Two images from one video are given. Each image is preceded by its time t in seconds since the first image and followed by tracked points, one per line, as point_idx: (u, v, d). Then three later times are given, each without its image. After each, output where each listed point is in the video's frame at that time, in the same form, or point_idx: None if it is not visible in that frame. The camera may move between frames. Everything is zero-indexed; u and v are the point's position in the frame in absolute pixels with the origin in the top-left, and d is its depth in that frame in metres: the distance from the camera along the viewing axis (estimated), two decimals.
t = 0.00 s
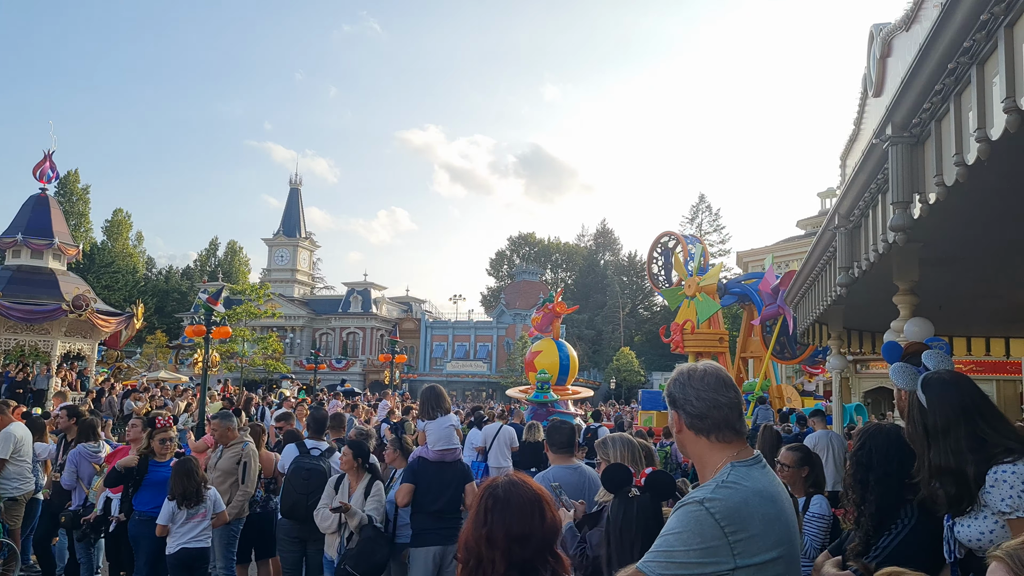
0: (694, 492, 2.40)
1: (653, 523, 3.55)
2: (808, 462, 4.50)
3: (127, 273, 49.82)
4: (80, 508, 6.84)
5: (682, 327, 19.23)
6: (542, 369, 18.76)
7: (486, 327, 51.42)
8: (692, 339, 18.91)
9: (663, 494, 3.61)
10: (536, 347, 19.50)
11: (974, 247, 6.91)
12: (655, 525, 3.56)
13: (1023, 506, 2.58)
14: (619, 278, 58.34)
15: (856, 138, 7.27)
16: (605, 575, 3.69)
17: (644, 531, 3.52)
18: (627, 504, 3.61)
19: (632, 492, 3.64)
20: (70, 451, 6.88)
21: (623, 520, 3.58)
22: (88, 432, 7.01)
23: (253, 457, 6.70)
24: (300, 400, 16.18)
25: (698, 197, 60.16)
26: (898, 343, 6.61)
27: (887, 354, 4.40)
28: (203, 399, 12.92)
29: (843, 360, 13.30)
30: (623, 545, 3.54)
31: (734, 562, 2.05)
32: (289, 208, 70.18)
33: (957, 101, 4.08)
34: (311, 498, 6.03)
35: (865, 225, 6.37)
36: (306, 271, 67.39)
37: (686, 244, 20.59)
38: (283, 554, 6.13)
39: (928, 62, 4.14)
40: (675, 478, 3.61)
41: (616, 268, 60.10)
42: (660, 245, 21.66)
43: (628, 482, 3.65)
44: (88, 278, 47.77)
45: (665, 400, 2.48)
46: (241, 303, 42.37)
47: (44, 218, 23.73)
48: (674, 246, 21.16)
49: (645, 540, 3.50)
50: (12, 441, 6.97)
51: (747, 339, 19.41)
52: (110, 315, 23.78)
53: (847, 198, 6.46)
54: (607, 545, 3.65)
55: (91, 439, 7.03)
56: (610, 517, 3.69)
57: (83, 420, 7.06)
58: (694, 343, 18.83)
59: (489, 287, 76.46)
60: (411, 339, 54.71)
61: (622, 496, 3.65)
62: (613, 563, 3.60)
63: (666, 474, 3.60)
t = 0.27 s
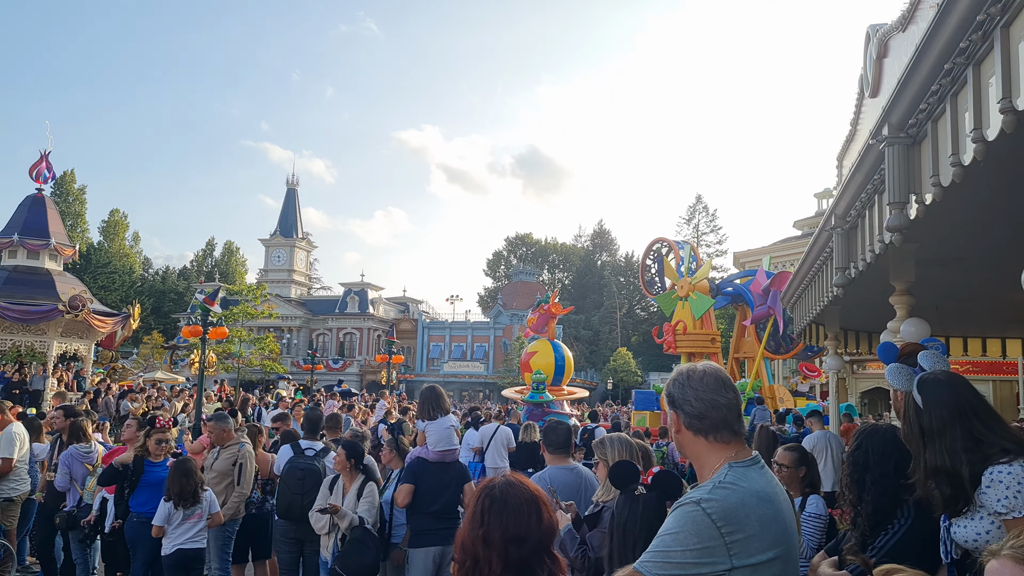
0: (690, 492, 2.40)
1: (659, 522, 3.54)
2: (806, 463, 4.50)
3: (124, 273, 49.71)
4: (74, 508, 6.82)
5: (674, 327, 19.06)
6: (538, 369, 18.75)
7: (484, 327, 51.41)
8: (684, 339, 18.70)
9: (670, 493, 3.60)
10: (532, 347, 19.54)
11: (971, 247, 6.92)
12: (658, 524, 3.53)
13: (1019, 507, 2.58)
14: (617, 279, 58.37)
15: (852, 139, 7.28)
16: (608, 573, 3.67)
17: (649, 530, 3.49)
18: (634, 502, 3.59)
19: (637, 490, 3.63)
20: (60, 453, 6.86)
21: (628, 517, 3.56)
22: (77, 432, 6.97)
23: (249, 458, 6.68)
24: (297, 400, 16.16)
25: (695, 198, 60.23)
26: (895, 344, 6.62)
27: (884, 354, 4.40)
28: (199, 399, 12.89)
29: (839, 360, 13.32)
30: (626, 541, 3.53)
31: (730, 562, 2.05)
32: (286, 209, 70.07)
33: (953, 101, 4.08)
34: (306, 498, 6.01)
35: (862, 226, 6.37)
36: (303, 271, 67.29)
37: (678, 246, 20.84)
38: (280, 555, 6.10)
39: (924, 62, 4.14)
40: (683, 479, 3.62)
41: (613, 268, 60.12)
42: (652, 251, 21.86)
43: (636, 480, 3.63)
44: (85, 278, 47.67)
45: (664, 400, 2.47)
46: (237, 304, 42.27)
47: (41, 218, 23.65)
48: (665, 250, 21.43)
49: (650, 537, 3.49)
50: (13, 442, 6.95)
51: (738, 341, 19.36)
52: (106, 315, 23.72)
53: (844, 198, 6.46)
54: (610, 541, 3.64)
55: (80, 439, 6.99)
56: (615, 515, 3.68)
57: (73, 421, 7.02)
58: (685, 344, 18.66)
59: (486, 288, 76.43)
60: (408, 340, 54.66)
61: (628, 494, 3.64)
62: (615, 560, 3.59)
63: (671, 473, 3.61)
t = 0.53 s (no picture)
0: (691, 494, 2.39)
1: (655, 523, 3.52)
2: (803, 465, 4.50)
3: (121, 274, 49.63)
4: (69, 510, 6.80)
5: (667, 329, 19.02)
6: (533, 370, 18.75)
7: (481, 328, 51.40)
8: (677, 340, 18.69)
9: (664, 494, 3.60)
10: (527, 348, 19.53)
11: (967, 249, 6.93)
12: (655, 524, 3.52)
13: (1016, 508, 2.58)
14: (614, 280, 58.41)
15: (849, 141, 7.29)
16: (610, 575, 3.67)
17: (645, 530, 3.49)
18: (628, 505, 3.60)
19: (631, 494, 3.63)
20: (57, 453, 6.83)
21: (624, 520, 3.57)
22: (71, 433, 6.96)
23: (248, 460, 6.68)
24: (294, 401, 16.13)
25: (692, 199, 60.29)
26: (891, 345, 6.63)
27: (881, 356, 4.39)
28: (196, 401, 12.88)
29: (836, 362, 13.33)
30: (625, 544, 3.53)
31: (731, 565, 2.04)
32: (284, 210, 70.02)
33: (950, 104, 4.09)
34: (298, 500, 6.00)
35: (858, 228, 6.39)
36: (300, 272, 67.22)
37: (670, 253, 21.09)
38: (276, 556, 6.08)
39: (921, 64, 4.15)
40: (676, 479, 3.60)
41: (611, 269, 60.15)
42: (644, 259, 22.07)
43: (628, 484, 3.63)
44: (81, 279, 47.58)
45: (670, 400, 2.43)
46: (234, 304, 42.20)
47: (38, 219, 23.60)
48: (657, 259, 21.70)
49: (646, 539, 3.48)
50: (19, 440, 7.07)
51: (731, 343, 19.30)
52: (103, 316, 23.66)
53: (841, 200, 6.48)
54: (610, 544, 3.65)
55: (75, 440, 6.98)
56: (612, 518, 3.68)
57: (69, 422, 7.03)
58: (678, 345, 18.68)
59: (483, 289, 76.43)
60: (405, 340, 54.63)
61: (622, 498, 3.64)
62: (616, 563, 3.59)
63: (664, 474, 3.59)
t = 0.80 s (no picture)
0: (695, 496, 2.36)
1: (654, 525, 3.54)
2: (801, 465, 4.50)
3: (120, 275, 49.61)
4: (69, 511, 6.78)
5: (661, 330, 19.15)
6: (531, 371, 18.74)
7: (480, 329, 51.41)
8: (671, 341, 18.76)
9: (666, 495, 3.61)
10: (525, 349, 19.50)
11: (966, 249, 6.93)
12: (657, 524, 3.54)
13: (1015, 508, 2.58)
14: (612, 281, 58.45)
15: (847, 142, 7.30)
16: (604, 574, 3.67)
17: (648, 530, 3.51)
18: (631, 504, 3.60)
19: (635, 492, 3.63)
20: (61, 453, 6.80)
21: (625, 519, 3.57)
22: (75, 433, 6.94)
23: (248, 461, 6.66)
24: (292, 403, 16.10)
25: (691, 200, 60.32)
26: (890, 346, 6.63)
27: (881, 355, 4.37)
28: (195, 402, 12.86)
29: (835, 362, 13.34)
30: (624, 543, 3.53)
31: (737, 568, 2.04)
32: (282, 211, 70.03)
33: (948, 104, 4.09)
34: (292, 502, 5.98)
35: (857, 228, 6.39)
36: (299, 273, 67.21)
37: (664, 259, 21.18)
38: (275, 558, 6.08)
39: (919, 65, 4.15)
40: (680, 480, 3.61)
41: (609, 270, 60.20)
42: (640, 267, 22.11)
43: (633, 482, 3.63)
44: (81, 280, 47.53)
45: (683, 397, 2.36)
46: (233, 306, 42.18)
47: (38, 221, 23.59)
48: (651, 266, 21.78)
49: (646, 539, 3.49)
50: (25, 443, 7.07)
51: (728, 343, 19.26)
52: (102, 317, 23.63)
53: (839, 200, 6.47)
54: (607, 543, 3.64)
55: (79, 440, 6.98)
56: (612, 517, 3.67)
57: (71, 422, 6.99)
58: (673, 346, 18.70)
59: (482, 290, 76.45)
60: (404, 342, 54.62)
61: (626, 496, 3.64)
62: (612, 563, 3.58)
63: (670, 474, 3.58)
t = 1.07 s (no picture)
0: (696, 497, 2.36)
1: (651, 523, 3.53)
2: (799, 465, 4.49)
3: (120, 277, 49.57)
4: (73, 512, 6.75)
5: (656, 331, 19.20)
6: (529, 373, 18.73)
7: (479, 331, 51.42)
8: (666, 343, 18.82)
9: (659, 494, 3.61)
10: (522, 350, 19.47)
11: (964, 250, 6.92)
12: (652, 524, 3.54)
13: (1015, 509, 2.57)
14: (611, 282, 58.45)
15: (846, 142, 7.29)
16: None
17: (642, 530, 3.50)
18: (625, 505, 3.60)
19: (628, 494, 3.64)
20: (64, 455, 6.81)
21: (620, 520, 3.56)
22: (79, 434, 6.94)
23: (248, 463, 6.64)
24: (292, 405, 16.08)
25: (690, 201, 60.33)
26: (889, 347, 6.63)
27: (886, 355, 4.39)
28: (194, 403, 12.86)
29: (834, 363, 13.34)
30: (620, 544, 3.51)
31: (737, 569, 2.03)
32: (282, 212, 70.07)
33: (946, 105, 4.08)
34: (290, 503, 5.97)
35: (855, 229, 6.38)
36: (299, 275, 67.15)
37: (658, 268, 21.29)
38: (274, 559, 6.07)
39: (917, 66, 4.15)
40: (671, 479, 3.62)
41: (609, 272, 60.23)
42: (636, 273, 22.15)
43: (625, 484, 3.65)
44: (80, 282, 47.52)
45: (683, 397, 2.35)
46: (232, 307, 42.09)
47: (37, 222, 23.56)
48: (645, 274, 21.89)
49: (642, 539, 3.49)
50: (23, 445, 7.10)
51: (723, 344, 19.26)
52: (102, 320, 23.61)
53: (838, 201, 6.47)
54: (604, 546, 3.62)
55: (81, 442, 6.97)
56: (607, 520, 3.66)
57: (73, 423, 6.96)
58: (667, 347, 18.76)
59: (482, 291, 76.44)
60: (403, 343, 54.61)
61: (619, 499, 3.64)
62: (609, 566, 3.56)
63: (659, 474, 3.59)
